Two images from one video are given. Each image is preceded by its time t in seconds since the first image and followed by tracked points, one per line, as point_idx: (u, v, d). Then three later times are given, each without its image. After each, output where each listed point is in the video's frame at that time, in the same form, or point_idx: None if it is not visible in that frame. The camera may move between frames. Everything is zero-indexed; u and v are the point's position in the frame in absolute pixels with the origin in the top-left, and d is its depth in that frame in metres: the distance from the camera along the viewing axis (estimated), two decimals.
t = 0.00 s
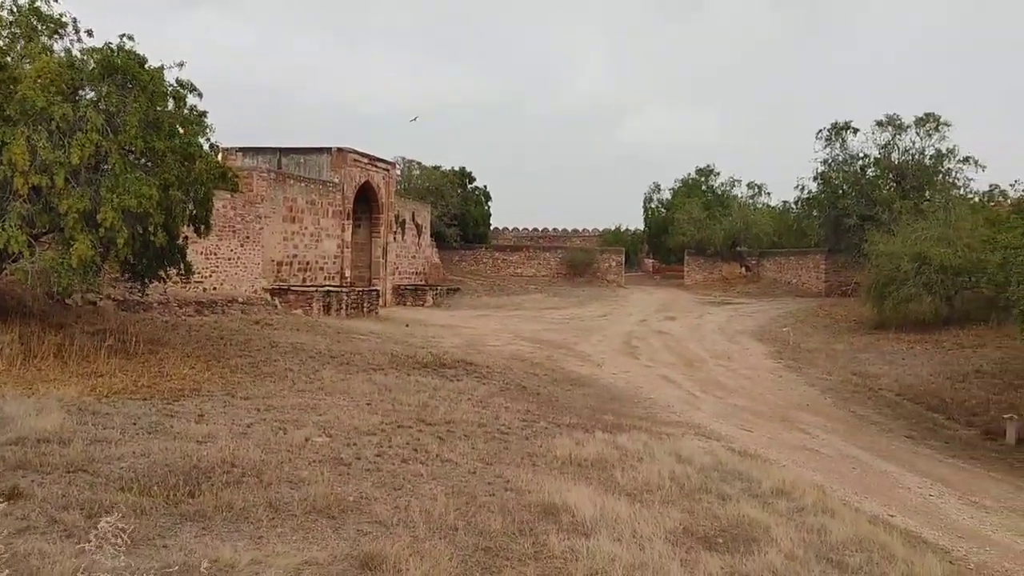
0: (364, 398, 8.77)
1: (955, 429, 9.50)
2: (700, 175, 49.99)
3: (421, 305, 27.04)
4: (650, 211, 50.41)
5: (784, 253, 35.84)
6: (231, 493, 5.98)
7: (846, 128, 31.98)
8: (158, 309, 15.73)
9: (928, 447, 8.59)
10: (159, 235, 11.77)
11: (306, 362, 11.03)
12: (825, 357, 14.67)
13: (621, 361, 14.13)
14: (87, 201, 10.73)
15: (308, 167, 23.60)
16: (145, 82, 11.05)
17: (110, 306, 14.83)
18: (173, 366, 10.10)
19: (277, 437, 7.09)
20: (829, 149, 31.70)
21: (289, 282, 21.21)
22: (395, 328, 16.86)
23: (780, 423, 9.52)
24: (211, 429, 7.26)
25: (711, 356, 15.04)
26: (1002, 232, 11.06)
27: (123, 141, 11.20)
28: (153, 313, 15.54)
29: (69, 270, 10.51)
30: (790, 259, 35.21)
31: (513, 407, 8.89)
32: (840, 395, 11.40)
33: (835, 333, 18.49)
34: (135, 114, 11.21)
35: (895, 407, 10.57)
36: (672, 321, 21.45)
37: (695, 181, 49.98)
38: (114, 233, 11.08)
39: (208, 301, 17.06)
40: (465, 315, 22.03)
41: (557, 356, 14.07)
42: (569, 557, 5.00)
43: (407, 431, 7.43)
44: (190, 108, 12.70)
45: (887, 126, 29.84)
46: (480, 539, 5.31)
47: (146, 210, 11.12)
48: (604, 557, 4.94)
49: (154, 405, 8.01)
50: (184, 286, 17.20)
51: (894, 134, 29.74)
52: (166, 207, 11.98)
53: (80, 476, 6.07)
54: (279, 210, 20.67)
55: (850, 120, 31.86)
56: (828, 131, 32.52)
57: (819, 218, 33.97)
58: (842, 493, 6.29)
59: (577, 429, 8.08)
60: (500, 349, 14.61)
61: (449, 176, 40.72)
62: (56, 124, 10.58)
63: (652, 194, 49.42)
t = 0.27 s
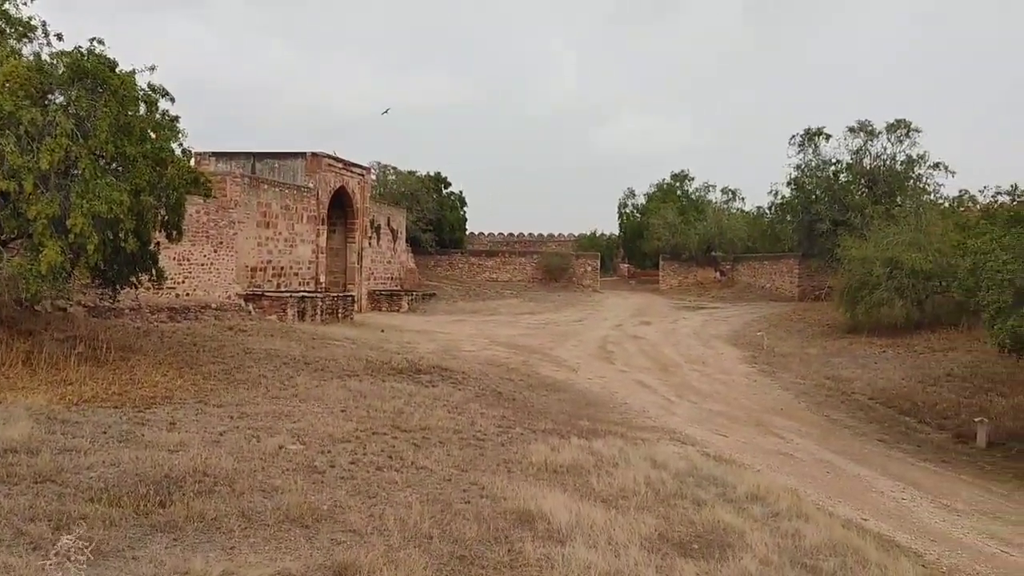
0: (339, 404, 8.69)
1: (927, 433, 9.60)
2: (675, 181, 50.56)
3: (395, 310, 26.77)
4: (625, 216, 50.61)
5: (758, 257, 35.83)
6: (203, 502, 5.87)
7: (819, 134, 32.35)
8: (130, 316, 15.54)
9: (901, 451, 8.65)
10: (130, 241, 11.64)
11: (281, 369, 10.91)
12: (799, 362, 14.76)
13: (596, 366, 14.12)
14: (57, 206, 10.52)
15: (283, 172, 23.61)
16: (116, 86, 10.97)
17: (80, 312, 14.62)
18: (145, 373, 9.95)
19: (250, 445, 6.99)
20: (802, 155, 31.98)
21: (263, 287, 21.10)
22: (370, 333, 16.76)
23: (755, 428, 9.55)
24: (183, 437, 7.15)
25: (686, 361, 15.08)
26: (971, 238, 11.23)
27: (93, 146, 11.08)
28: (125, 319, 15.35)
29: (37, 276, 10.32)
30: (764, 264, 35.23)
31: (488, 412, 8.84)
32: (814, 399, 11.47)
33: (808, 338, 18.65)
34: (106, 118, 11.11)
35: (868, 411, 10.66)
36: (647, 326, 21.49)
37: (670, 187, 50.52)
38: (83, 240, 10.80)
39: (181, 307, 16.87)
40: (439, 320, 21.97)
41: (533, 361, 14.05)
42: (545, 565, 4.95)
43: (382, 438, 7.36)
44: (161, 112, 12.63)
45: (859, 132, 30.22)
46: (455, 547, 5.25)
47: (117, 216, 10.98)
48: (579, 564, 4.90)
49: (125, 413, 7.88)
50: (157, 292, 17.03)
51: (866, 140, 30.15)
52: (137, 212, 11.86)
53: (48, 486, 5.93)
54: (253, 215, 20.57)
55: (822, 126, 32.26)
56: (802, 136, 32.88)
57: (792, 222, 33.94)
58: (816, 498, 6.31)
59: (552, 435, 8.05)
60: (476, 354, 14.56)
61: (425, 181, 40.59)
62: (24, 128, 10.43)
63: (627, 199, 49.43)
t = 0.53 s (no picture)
0: (313, 407, 8.63)
1: (899, 436, 9.70)
2: (650, 184, 51.00)
3: (371, 312, 26.96)
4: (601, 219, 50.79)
5: (733, 262, 36.47)
6: (175, 508, 5.79)
7: (792, 139, 32.67)
8: (102, 318, 15.37)
9: (874, 453, 8.72)
10: (101, 243, 11.50)
11: (255, 372, 10.82)
12: (773, 364, 14.88)
13: (572, 368, 14.14)
14: (27, 208, 10.38)
15: (256, 174, 23.23)
16: (87, 85, 10.86)
17: (50, 315, 14.42)
18: (117, 377, 9.83)
19: (223, 449, 6.92)
20: (776, 159, 32.29)
21: (237, 290, 21.01)
22: (346, 336, 16.68)
23: (730, 430, 9.59)
24: (156, 441, 7.06)
25: (661, 363, 15.14)
26: (942, 244, 11.37)
27: (64, 147, 10.94)
28: (96, 322, 15.18)
29: (5, 278, 10.15)
30: (738, 268, 36.05)
31: (464, 415, 8.82)
32: (788, 401, 11.55)
33: (782, 341, 18.81)
34: (77, 119, 10.99)
35: (841, 413, 10.75)
36: (623, 329, 21.55)
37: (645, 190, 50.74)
38: (54, 241, 10.70)
39: (154, 310, 16.72)
40: (413, 323, 21.91)
41: (508, 364, 14.04)
42: (520, 568, 4.93)
43: (357, 441, 7.31)
44: (134, 113, 12.53)
45: (832, 137, 30.53)
46: (430, 551, 5.21)
47: (88, 217, 10.84)
48: (554, 568, 4.89)
49: (97, 417, 7.78)
50: (129, 295, 16.87)
51: (839, 145, 30.46)
52: (109, 214, 11.73)
53: (16, 492, 5.82)
54: (226, 216, 20.47)
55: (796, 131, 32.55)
56: (776, 140, 33.18)
57: (765, 226, 34.56)
58: (789, 500, 6.34)
59: (528, 438, 8.04)
60: (451, 356, 14.53)
61: (401, 184, 40.63)
62: None
63: (601, 203, 49.76)
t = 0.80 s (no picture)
0: (283, 413, 8.56)
1: (865, 440, 9.82)
2: (620, 189, 51.27)
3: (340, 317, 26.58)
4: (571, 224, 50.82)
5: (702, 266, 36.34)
6: (142, 515, 5.70)
7: (761, 145, 33.09)
8: (67, 322, 15.12)
9: (842, 457, 8.81)
10: (67, 246, 11.32)
11: (223, 377, 10.71)
12: (742, 368, 15.02)
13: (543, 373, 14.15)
14: None
15: (225, 177, 23.14)
16: (53, 87, 10.72)
17: (13, 319, 14.16)
18: (82, 382, 9.68)
19: (192, 455, 6.84)
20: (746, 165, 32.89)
21: (205, 294, 20.82)
22: (315, 341, 16.57)
23: (699, 434, 9.64)
24: (122, 447, 6.96)
25: (631, 368, 15.21)
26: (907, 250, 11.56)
27: (29, 149, 10.78)
28: (61, 326, 14.93)
29: None
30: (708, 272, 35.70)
31: (434, 420, 8.79)
32: (757, 405, 11.65)
33: (750, 345, 19.02)
34: (43, 121, 10.84)
35: (809, 417, 10.86)
36: (593, 333, 21.62)
37: (615, 195, 51.08)
38: (18, 244, 10.51)
39: (119, 313, 16.50)
40: (384, 327, 21.83)
41: (479, 369, 14.03)
42: (491, 573, 4.91)
43: (328, 447, 7.26)
44: (102, 116, 12.40)
45: (800, 143, 30.91)
46: (401, 557, 5.18)
47: (53, 220, 10.67)
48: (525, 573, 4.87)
49: (61, 423, 7.65)
50: (95, 298, 16.61)
51: (806, 151, 30.89)
52: (75, 217, 11.56)
53: None
54: (195, 219, 20.31)
55: (764, 137, 32.99)
56: (744, 146, 33.66)
57: (734, 231, 35.00)
58: (758, 504, 6.38)
59: (499, 443, 8.03)
60: (421, 361, 14.48)
61: (372, 187, 40.60)
62: None
63: (572, 207, 49.88)
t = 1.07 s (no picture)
0: (248, 416, 8.48)
1: (829, 440, 9.95)
2: (585, 190, 50.63)
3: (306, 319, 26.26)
4: (537, 225, 50.56)
5: (669, 267, 36.39)
6: (106, 521, 5.58)
7: (726, 148, 33.38)
8: (26, 325, 14.83)
9: (807, 456, 8.91)
10: (27, 247, 11.11)
11: (187, 380, 10.57)
12: (708, 369, 15.15)
13: (510, 375, 14.16)
14: None
15: (189, 178, 22.93)
16: (12, 87, 10.54)
17: None
18: (42, 386, 9.50)
19: (156, 459, 6.76)
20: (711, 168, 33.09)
21: (169, 296, 20.57)
22: (281, 343, 16.43)
23: (666, 435, 9.70)
24: (85, 452, 6.84)
25: (598, 369, 15.27)
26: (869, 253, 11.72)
27: None
28: (20, 329, 14.64)
29: None
30: (674, 274, 36.02)
31: (402, 423, 8.76)
32: (723, 406, 11.75)
33: (715, 347, 19.20)
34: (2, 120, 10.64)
35: (774, 418, 10.98)
36: (559, 335, 21.67)
37: (580, 198, 50.63)
38: None
39: (81, 316, 16.23)
40: (351, 329, 21.72)
41: (446, 371, 14.00)
42: None
43: (294, 450, 7.21)
44: (63, 116, 12.21)
45: (763, 147, 31.21)
46: (369, 561, 5.14)
47: (13, 221, 10.47)
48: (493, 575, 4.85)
49: (21, 428, 7.51)
50: (56, 301, 16.31)
51: (770, 154, 31.20)
52: (36, 218, 11.36)
53: None
54: (159, 220, 20.07)
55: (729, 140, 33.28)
56: (709, 149, 33.89)
57: (699, 233, 35.29)
58: (724, 504, 6.42)
59: (466, 445, 8.02)
60: (388, 363, 14.42)
61: (338, 189, 40.33)
62: None
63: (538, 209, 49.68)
